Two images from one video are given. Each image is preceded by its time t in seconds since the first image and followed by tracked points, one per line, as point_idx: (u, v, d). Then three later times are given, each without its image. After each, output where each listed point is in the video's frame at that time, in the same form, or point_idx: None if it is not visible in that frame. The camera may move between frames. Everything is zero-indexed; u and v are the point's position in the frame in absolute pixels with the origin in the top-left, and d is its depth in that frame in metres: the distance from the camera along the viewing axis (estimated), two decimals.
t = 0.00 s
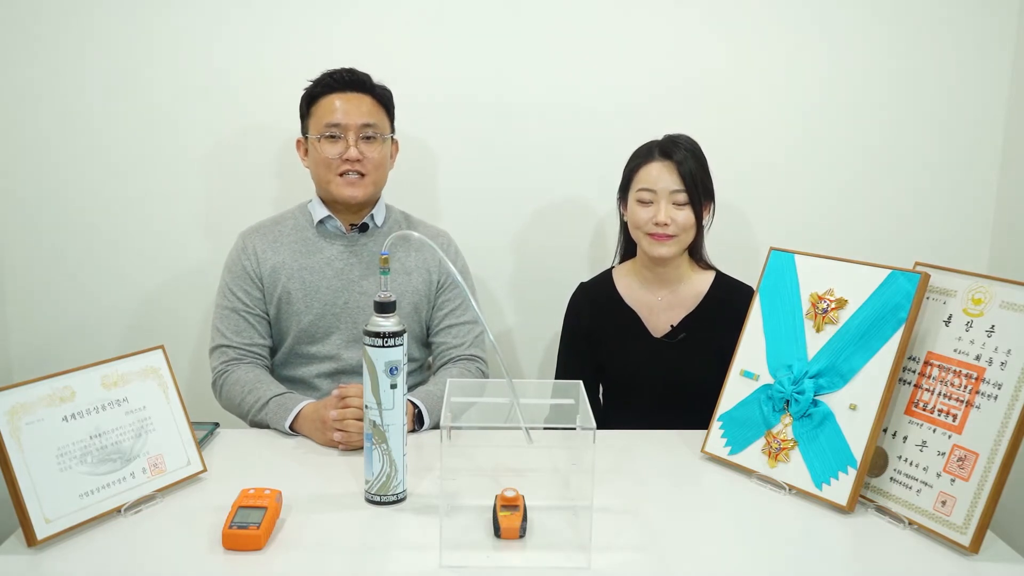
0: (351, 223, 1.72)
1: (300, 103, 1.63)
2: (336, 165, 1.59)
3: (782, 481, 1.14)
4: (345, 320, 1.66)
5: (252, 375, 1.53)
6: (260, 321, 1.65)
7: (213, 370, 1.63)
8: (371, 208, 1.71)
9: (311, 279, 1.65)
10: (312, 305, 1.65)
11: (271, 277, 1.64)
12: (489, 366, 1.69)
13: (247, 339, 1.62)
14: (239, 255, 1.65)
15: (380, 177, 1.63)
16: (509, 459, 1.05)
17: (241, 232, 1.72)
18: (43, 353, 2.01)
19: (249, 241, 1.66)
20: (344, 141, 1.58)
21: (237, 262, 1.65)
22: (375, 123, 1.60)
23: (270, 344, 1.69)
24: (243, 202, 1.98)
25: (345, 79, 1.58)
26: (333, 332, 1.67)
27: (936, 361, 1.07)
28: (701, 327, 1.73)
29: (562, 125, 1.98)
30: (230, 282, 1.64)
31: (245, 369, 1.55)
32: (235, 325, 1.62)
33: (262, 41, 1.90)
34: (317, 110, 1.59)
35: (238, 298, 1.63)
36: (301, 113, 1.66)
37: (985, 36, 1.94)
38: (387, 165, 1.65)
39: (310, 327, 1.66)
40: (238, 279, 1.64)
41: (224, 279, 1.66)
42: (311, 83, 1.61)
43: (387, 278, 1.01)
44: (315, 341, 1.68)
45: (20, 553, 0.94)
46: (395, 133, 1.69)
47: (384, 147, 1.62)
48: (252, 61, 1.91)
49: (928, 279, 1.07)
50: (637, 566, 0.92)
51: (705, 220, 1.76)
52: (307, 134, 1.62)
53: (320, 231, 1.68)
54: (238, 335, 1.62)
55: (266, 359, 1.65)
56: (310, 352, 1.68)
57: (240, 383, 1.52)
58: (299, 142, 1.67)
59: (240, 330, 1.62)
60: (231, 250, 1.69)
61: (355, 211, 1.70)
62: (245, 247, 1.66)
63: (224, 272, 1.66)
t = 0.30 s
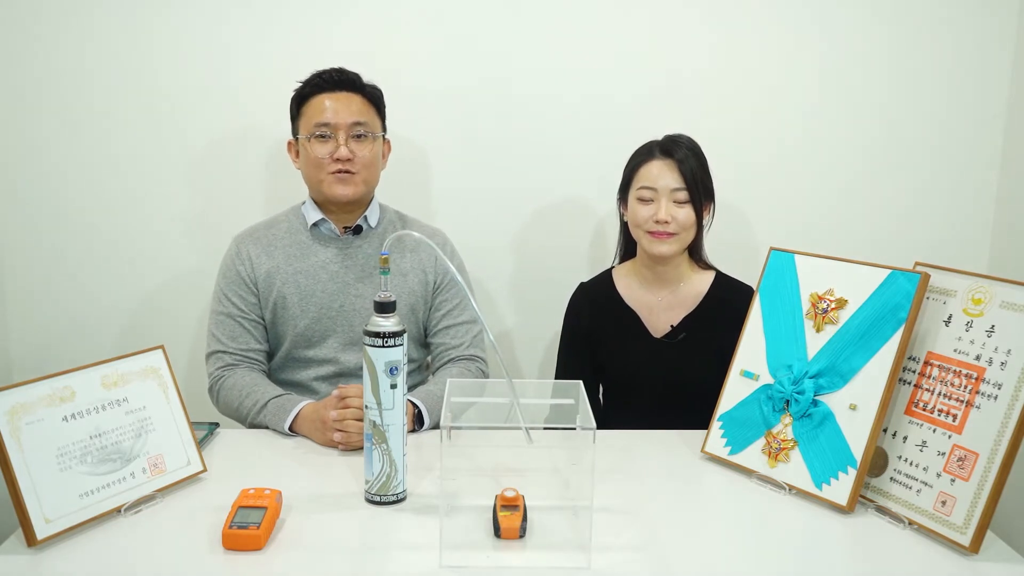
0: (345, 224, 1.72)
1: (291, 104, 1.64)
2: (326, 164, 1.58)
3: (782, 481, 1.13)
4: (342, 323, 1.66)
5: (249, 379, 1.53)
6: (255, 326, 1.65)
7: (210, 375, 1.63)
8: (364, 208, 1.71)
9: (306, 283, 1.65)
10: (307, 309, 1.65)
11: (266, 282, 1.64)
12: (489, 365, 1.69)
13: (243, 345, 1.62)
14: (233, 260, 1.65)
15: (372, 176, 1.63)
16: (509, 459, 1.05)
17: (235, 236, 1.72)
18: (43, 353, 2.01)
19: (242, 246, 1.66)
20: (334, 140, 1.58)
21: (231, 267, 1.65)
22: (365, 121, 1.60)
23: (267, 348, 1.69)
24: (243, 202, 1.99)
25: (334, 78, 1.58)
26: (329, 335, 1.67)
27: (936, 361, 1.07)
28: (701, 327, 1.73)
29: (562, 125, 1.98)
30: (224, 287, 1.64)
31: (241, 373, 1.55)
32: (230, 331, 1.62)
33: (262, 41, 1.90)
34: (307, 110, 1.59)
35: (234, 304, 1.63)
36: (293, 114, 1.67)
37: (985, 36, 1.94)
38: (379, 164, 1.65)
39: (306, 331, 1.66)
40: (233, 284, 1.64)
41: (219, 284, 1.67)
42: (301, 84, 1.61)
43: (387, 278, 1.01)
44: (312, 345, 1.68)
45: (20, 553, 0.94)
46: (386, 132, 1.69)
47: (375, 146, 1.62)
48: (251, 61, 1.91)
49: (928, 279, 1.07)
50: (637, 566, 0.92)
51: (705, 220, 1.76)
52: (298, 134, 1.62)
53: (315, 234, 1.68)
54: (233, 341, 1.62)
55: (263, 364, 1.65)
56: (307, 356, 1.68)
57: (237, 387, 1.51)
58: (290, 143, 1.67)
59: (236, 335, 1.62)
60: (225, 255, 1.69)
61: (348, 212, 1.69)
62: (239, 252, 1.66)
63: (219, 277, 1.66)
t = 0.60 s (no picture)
0: (343, 226, 1.72)
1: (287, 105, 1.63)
2: (325, 166, 1.58)
3: (782, 481, 1.13)
4: (340, 325, 1.66)
5: (247, 381, 1.53)
6: (253, 329, 1.65)
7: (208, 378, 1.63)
8: (361, 210, 1.71)
9: (304, 285, 1.65)
10: (305, 312, 1.65)
11: (263, 285, 1.64)
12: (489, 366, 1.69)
13: (241, 348, 1.62)
14: (230, 263, 1.65)
15: (370, 177, 1.63)
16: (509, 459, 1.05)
17: (231, 239, 1.72)
18: (43, 353, 2.01)
19: (239, 249, 1.66)
20: (332, 141, 1.58)
21: (228, 270, 1.64)
22: (363, 122, 1.60)
23: (265, 350, 1.69)
24: (243, 201, 1.99)
25: (330, 79, 1.58)
26: (328, 338, 1.67)
27: (936, 361, 1.07)
28: (701, 327, 1.73)
29: (562, 125, 1.98)
30: (221, 290, 1.64)
31: (239, 375, 1.55)
32: (228, 334, 1.62)
33: (262, 41, 1.90)
34: (305, 111, 1.59)
35: (231, 307, 1.63)
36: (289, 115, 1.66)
37: (985, 36, 1.94)
38: (376, 164, 1.65)
39: (304, 334, 1.66)
40: (230, 287, 1.63)
41: (216, 287, 1.66)
42: (297, 85, 1.61)
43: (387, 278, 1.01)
44: (310, 347, 1.68)
45: (20, 553, 0.94)
46: (382, 132, 1.69)
47: (373, 146, 1.62)
48: (252, 61, 1.91)
49: (928, 279, 1.07)
50: (636, 566, 0.92)
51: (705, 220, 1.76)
52: (295, 136, 1.62)
53: (311, 236, 1.68)
54: (231, 344, 1.62)
55: (260, 366, 1.65)
56: (305, 358, 1.68)
57: (235, 390, 1.51)
58: (287, 145, 1.67)
59: (233, 339, 1.62)
60: (222, 257, 1.69)
61: (346, 214, 1.69)
62: (236, 255, 1.65)
63: (216, 280, 1.66)
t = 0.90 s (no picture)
0: (341, 228, 1.72)
1: (285, 106, 1.63)
2: (325, 168, 1.58)
3: (782, 481, 1.13)
4: (339, 327, 1.67)
5: (246, 382, 1.53)
6: (251, 331, 1.65)
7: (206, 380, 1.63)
8: (360, 211, 1.71)
9: (302, 287, 1.65)
10: (304, 313, 1.65)
11: (261, 287, 1.64)
12: (489, 366, 1.69)
13: (239, 350, 1.62)
14: (228, 265, 1.65)
15: (370, 179, 1.63)
16: (509, 459, 1.05)
17: (229, 240, 1.72)
18: (43, 353, 2.01)
19: (237, 251, 1.66)
20: (332, 143, 1.58)
21: (226, 272, 1.64)
22: (362, 123, 1.60)
23: (263, 352, 1.69)
24: (243, 201, 1.99)
25: (329, 80, 1.57)
26: (326, 339, 1.67)
27: (936, 361, 1.07)
28: (701, 327, 1.73)
29: (562, 125, 1.98)
30: (219, 293, 1.64)
31: (238, 377, 1.55)
32: (226, 336, 1.62)
33: (262, 41, 1.90)
34: (304, 113, 1.59)
35: (229, 309, 1.63)
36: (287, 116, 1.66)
37: (985, 37, 1.94)
38: (375, 165, 1.65)
39: (303, 336, 1.66)
40: (228, 289, 1.63)
41: (214, 289, 1.66)
42: (294, 86, 1.61)
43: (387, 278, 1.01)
44: (309, 349, 1.68)
45: (20, 553, 0.94)
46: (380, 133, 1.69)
47: (373, 148, 1.62)
48: (251, 61, 1.91)
49: (928, 279, 1.07)
50: (637, 566, 0.92)
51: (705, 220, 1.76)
52: (294, 137, 1.62)
53: (309, 237, 1.68)
54: (229, 346, 1.62)
55: (259, 368, 1.65)
56: (305, 360, 1.68)
57: (234, 391, 1.51)
58: (285, 146, 1.67)
59: (232, 341, 1.62)
60: (220, 259, 1.69)
61: (345, 216, 1.70)
62: (234, 257, 1.65)
63: (214, 282, 1.66)
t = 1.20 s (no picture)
0: (340, 229, 1.73)
1: (284, 108, 1.63)
2: (325, 172, 1.58)
3: (782, 481, 1.13)
4: (339, 327, 1.67)
5: (245, 382, 1.53)
6: (250, 331, 1.65)
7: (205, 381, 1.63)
8: (359, 213, 1.71)
9: (301, 288, 1.65)
10: (303, 314, 1.65)
11: (260, 287, 1.64)
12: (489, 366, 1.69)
13: (238, 350, 1.62)
14: (227, 265, 1.65)
15: (370, 182, 1.63)
16: (509, 458, 1.05)
17: (228, 240, 1.72)
18: (43, 353, 2.01)
19: (236, 251, 1.66)
20: (333, 147, 1.58)
21: (225, 273, 1.64)
22: (363, 127, 1.60)
23: (263, 353, 1.69)
24: (243, 201, 1.99)
25: (329, 83, 1.57)
26: (326, 340, 1.67)
27: (936, 361, 1.07)
28: (701, 327, 1.73)
29: (562, 125, 1.98)
30: (218, 293, 1.64)
31: (237, 378, 1.55)
32: (225, 337, 1.62)
33: (262, 41, 1.90)
34: (303, 117, 1.58)
35: (228, 309, 1.63)
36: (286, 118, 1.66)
37: (985, 37, 1.94)
38: (376, 168, 1.65)
39: (302, 336, 1.66)
40: (227, 290, 1.63)
41: (213, 290, 1.66)
42: (293, 88, 1.60)
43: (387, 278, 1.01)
44: (309, 350, 1.68)
45: (20, 553, 0.94)
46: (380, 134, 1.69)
47: (373, 151, 1.62)
48: (252, 61, 1.91)
49: (928, 279, 1.07)
50: (637, 566, 0.92)
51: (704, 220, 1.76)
52: (294, 141, 1.62)
53: (309, 237, 1.68)
54: (228, 347, 1.62)
55: (258, 369, 1.65)
56: (304, 360, 1.68)
57: (233, 392, 1.51)
58: (285, 149, 1.67)
59: (231, 341, 1.62)
60: (218, 260, 1.69)
61: (344, 218, 1.70)
62: (233, 258, 1.65)
63: (212, 283, 1.66)
